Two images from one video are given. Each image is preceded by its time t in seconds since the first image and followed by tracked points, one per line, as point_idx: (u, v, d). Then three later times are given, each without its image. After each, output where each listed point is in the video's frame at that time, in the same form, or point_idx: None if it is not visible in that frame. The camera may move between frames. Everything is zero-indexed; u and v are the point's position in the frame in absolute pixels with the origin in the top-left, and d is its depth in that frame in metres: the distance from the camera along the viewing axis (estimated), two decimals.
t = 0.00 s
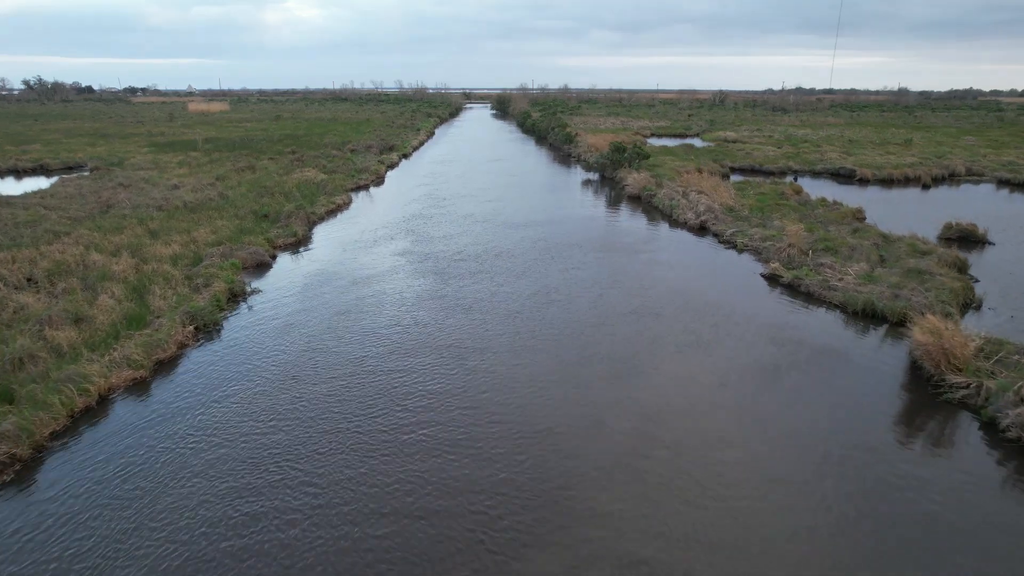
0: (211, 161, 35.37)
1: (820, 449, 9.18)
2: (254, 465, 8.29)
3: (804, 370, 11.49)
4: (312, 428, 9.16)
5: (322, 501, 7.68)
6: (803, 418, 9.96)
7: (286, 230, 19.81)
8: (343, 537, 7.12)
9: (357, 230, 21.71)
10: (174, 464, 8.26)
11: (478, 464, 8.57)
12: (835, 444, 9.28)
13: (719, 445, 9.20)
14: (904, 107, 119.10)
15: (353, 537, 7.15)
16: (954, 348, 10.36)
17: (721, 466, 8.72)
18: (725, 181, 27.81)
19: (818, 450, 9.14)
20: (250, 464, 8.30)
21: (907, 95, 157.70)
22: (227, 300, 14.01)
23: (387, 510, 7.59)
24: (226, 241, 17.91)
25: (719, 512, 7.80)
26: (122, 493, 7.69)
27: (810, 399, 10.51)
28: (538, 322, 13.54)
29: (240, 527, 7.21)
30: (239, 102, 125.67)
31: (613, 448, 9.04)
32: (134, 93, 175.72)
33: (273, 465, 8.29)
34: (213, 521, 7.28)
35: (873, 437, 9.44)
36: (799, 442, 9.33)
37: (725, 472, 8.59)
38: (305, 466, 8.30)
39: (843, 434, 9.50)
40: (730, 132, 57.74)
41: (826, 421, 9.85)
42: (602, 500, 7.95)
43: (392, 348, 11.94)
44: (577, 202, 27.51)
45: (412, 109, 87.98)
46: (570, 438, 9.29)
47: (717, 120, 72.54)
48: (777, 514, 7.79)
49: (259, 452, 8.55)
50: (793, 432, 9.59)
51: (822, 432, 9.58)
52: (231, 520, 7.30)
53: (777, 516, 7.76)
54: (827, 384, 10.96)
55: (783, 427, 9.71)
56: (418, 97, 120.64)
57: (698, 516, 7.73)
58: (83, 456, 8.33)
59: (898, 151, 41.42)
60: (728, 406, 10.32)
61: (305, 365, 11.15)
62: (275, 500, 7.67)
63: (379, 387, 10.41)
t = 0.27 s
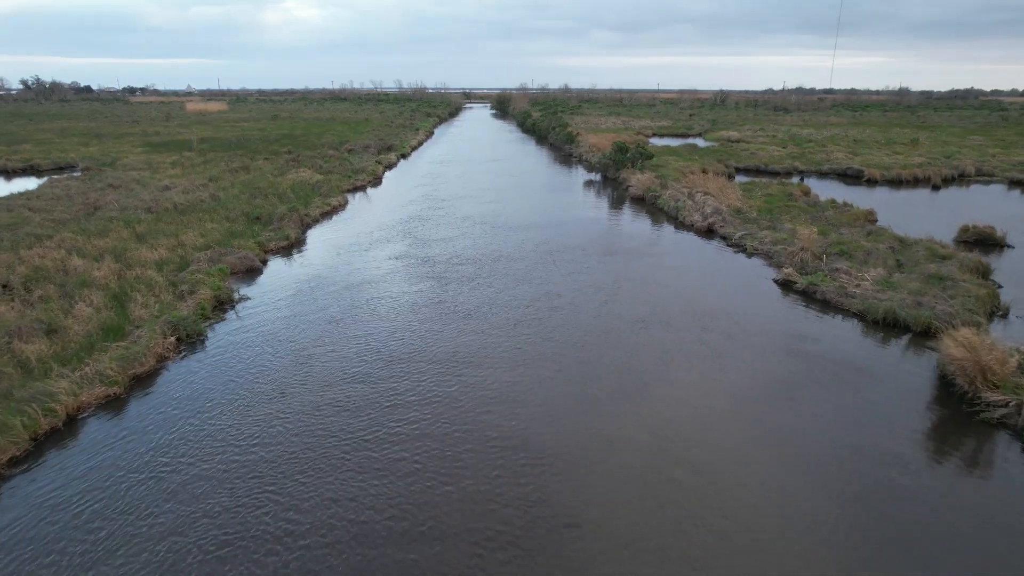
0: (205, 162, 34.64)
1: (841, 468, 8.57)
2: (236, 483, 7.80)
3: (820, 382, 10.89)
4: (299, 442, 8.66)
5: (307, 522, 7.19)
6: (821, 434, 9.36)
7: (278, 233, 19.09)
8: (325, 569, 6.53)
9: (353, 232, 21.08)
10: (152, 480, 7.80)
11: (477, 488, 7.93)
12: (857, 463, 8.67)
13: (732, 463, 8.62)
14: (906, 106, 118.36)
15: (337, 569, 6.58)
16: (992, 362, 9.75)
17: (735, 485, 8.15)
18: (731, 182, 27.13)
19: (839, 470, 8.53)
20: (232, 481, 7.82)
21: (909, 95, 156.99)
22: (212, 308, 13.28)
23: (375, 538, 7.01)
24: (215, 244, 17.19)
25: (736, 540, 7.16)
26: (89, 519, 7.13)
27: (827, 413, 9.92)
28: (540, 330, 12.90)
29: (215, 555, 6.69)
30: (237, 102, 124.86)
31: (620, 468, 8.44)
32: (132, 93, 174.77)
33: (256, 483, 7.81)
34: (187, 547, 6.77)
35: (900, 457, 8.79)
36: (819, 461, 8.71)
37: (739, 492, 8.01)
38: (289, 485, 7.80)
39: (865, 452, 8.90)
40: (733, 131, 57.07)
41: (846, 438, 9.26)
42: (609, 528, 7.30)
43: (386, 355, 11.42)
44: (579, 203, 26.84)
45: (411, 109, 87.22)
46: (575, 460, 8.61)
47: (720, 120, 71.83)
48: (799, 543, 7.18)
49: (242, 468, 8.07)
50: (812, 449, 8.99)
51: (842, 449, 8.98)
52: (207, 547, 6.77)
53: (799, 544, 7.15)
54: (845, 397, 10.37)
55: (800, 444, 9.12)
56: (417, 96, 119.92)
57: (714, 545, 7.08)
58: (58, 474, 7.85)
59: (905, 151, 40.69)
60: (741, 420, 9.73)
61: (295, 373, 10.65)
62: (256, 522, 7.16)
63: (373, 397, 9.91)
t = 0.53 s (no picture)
0: (198, 162, 33.88)
1: (852, 479, 8.24)
2: (225, 489, 7.59)
3: (830, 388, 10.53)
4: (292, 447, 8.42)
5: (297, 537, 6.88)
6: (831, 442, 9.03)
7: (270, 236, 18.41)
8: None
9: (349, 234, 20.48)
10: (140, 485, 7.62)
11: (478, 516, 7.31)
12: (868, 473, 8.34)
13: (737, 471, 8.32)
14: (908, 105, 117.65)
15: None
16: None
17: (741, 494, 7.85)
18: (737, 183, 26.44)
19: (851, 481, 8.18)
20: (221, 486, 7.64)
21: (911, 95, 156.32)
22: (197, 317, 12.59)
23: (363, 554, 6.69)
24: (203, 249, 16.52)
25: (744, 557, 6.82)
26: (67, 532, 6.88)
27: (837, 420, 9.58)
28: (542, 338, 12.30)
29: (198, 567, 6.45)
30: (235, 100, 124.10)
31: (623, 479, 8.10)
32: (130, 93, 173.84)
33: (246, 490, 7.60)
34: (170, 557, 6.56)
35: (927, 477, 8.26)
36: (831, 472, 8.35)
37: (746, 501, 7.70)
38: (280, 491, 7.60)
39: (877, 463, 8.55)
40: (736, 131, 56.36)
41: (857, 448, 8.91)
42: (618, 555, 6.80)
43: (384, 357, 11.12)
44: (581, 204, 26.17)
45: (410, 108, 86.45)
46: (584, 486, 7.94)
47: (722, 120, 71.08)
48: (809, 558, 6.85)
49: (233, 473, 7.88)
50: (821, 458, 8.65)
51: (852, 458, 8.66)
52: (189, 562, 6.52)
53: (809, 559, 6.83)
54: (856, 404, 10.01)
55: (810, 451, 8.79)
56: (417, 96, 119.29)
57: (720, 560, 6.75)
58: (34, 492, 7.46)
59: (913, 151, 39.95)
60: (749, 427, 9.39)
61: (291, 375, 10.39)
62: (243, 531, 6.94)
63: (366, 405, 9.53)
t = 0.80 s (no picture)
0: (192, 162, 33.20)
1: (855, 479, 8.05)
2: (214, 490, 7.47)
3: (835, 388, 10.29)
4: (283, 450, 8.26)
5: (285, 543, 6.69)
6: (833, 442, 8.84)
7: (261, 240, 17.72)
8: None
9: (345, 235, 19.90)
10: (129, 486, 7.52)
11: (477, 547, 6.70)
12: (871, 473, 8.15)
13: (736, 471, 8.17)
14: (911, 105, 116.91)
15: None
16: None
17: (739, 494, 7.69)
18: (743, 184, 25.79)
19: (852, 481, 8.00)
20: (209, 488, 7.50)
21: (913, 95, 155.60)
22: (180, 326, 11.87)
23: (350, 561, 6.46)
24: (191, 253, 15.82)
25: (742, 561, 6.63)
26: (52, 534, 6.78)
27: (841, 420, 9.38)
28: (545, 349, 11.61)
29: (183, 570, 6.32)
30: (235, 100, 123.93)
31: (620, 482, 7.89)
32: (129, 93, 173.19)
33: (234, 492, 7.44)
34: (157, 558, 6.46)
35: (954, 495, 7.74)
36: (833, 473, 8.15)
37: (744, 502, 7.53)
38: (268, 494, 7.43)
39: (881, 463, 8.35)
40: (739, 131, 55.67)
41: (860, 447, 8.71)
42: None
43: (380, 360, 10.87)
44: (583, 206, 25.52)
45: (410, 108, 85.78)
46: (596, 521, 7.18)
47: (724, 120, 70.38)
48: (808, 560, 6.67)
49: (222, 475, 7.74)
50: (823, 458, 8.47)
51: (855, 458, 8.47)
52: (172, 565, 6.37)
53: (808, 561, 6.66)
54: (860, 404, 9.79)
55: (809, 451, 8.62)
56: (416, 96, 118.62)
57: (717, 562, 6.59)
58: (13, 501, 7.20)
59: (921, 151, 39.21)
60: (749, 426, 9.22)
61: (284, 377, 10.19)
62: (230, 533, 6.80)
63: (359, 407, 9.36)
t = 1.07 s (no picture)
0: (185, 162, 32.48)
1: (856, 480, 7.98)
2: (210, 489, 7.41)
3: (838, 389, 10.17)
4: (279, 449, 8.17)
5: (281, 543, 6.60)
6: (835, 443, 8.75)
7: (252, 243, 17.03)
8: None
9: (340, 237, 19.30)
10: (124, 483, 7.48)
11: None
12: (872, 475, 8.09)
13: (736, 470, 8.10)
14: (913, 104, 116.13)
15: None
16: None
17: (739, 492, 7.64)
18: (749, 184, 25.12)
19: (853, 481, 7.95)
20: (206, 484, 7.47)
21: (915, 94, 154.87)
22: (160, 338, 11.18)
23: (345, 567, 6.34)
24: (178, 257, 15.14)
25: (745, 565, 6.50)
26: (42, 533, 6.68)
27: (842, 421, 9.29)
28: (549, 362, 10.86)
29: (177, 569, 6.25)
30: (234, 101, 123.50)
31: (626, 493, 7.56)
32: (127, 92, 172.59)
33: (230, 488, 7.41)
34: (150, 557, 6.40)
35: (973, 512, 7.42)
36: (833, 473, 8.10)
37: (744, 501, 7.48)
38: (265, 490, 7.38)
39: (882, 465, 8.29)
40: (742, 131, 54.94)
41: (862, 448, 8.64)
42: None
43: (378, 359, 10.71)
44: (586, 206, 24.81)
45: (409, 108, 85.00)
46: (612, 572, 6.36)
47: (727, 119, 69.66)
48: (810, 561, 6.59)
49: (219, 469, 7.73)
50: (824, 458, 8.40)
51: (857, 459, 8.40)
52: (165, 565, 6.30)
53: (808, 558, 6.63)
54: (862, 405, 9.70)
55: (808, 449, 8.59)
56: (417, 96, 118.36)
57: (717, 563, 6.52)
58: None
59: (928, 151, 38.52)
60: (750, 426, 9.11)
61: (282, 375, 10.09)
62: (224, 531, 6.74)
63: (355, 403, 9.29)
